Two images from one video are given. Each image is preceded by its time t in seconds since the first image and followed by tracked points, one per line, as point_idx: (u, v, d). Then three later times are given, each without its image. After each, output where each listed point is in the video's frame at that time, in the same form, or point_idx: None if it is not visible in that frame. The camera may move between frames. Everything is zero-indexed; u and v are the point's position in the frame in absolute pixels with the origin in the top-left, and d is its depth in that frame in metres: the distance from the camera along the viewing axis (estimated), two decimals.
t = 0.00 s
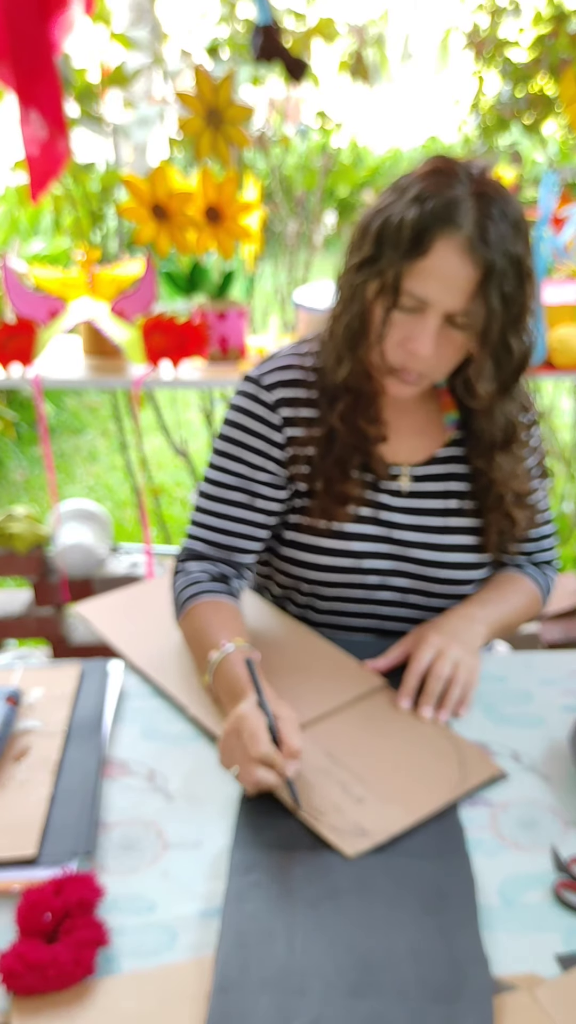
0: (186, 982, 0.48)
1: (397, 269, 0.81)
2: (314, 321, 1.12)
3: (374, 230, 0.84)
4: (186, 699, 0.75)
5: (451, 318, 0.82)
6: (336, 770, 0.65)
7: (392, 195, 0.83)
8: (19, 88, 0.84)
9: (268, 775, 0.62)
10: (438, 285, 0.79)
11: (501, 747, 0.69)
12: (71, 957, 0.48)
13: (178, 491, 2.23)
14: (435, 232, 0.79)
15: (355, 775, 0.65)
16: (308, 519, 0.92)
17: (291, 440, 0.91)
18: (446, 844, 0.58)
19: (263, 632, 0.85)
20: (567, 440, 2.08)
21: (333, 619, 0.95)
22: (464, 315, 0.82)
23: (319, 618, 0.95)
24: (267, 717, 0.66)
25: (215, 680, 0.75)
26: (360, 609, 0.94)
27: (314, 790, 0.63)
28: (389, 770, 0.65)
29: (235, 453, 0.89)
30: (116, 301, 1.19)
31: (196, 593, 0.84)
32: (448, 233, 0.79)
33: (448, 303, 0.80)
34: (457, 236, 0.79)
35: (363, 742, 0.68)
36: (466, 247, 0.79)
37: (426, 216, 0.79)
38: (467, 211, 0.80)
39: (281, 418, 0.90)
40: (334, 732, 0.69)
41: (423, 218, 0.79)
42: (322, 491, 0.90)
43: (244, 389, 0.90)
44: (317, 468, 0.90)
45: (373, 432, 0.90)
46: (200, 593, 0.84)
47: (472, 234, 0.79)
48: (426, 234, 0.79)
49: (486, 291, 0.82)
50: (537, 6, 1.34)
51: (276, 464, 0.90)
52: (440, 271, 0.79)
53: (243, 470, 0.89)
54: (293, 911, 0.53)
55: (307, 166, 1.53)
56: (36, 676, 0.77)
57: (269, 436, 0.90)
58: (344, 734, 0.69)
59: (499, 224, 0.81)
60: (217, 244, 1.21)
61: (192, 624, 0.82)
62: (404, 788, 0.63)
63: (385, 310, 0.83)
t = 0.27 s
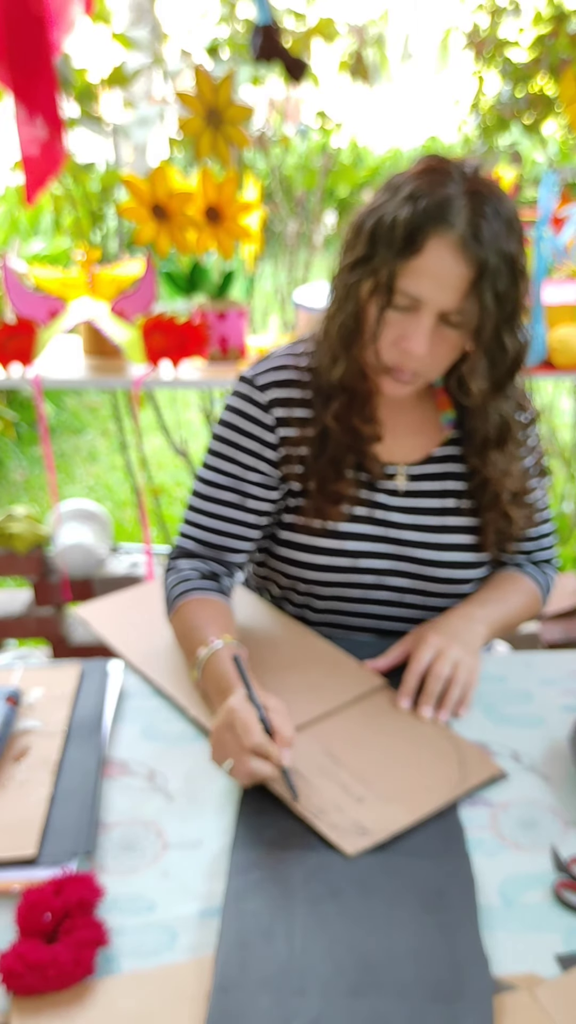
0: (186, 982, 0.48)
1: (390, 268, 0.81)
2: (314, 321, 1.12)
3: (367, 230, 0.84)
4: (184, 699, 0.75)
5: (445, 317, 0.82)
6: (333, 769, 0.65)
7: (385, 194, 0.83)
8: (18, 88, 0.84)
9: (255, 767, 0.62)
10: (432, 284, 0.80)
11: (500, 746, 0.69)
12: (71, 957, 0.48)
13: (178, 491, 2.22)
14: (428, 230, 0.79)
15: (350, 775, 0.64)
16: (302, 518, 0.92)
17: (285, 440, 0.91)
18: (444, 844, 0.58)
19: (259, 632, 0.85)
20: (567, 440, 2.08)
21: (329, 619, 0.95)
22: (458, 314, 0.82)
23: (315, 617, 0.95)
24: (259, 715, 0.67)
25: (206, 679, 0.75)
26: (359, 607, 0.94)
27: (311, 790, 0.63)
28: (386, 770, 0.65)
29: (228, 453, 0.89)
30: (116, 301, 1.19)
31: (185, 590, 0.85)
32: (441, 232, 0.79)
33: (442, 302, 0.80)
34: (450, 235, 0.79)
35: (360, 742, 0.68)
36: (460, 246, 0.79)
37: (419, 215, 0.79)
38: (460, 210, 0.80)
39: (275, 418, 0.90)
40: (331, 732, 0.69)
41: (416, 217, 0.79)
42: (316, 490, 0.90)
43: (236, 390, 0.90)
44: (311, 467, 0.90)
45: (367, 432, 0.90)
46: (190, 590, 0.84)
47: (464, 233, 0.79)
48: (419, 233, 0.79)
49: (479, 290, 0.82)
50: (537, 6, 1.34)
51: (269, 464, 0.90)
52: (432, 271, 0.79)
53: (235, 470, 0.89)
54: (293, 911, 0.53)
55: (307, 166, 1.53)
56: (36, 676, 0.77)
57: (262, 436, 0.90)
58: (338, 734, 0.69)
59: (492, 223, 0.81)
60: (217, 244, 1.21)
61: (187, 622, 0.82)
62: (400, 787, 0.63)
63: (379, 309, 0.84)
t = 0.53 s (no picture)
0: (186, 982, 0.48)
1: (384, 264, 0.81)
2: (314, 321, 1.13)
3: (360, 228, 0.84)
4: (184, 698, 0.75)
5: (439, 311, 0.82)
6: (334, 768, 0.65)
7: (376, 192, 0.84)
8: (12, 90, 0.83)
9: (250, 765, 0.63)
10: (425, 277, 0.80)
11: (501, 747, 0.69)
12: (71, 957, 0.48)
13: (178, 491, 2.23)
14: (420, 224, 0.79)
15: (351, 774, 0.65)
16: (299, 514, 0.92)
17: (282, 438, 0.91)
18: (443, 844, 0.58)
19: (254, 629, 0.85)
20: (567, 440, 2.08)
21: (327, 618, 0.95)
22: (452, 308, 0.82)
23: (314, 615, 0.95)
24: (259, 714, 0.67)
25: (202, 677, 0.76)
26: (355, 604, 0.94)
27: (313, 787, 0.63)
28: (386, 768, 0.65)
29: (226, 450, 0.89)
30: (116, 301, 1.18)
31: (184, 590, 0.85)
32: (434, 226, 0.79)
33: (436, 295, 0.80)
34: (443, 228, 0.79)
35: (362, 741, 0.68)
36: (453, 240, 0.79)
37: (411, 209, 0.79)
38: (452, 205, 0.80)
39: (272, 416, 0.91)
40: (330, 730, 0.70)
41: (408, 212, 0.79)
42: (314, 487, 0.90)
43: (234, 388, 0.91)
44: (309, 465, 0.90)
45: (364, 428, 0.90)
46: (189, 589, 0.84)
47: (457, 226, 0.80)
48: (411, 226, 0.79)
49: (474, 283, 0.82)
50: (537, 6, 1.34)
51: (267, 462, 0.91)
52: (427, 265, 0.79)
53: (233, 467, 0.89)
54: (293, 910, 0.53)
55: (307, 166, 1.53)
56: (36, 676, 0.77)
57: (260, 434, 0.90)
58: (338, 732, 0.69)
59: (484, 218, 0.82)
60: (217, 244, 1.21)
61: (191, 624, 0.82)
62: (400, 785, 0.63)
63: (373, 305, 0.83)
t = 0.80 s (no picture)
0: (186, 982, 0.48)
1: (380, 251, 0.81)
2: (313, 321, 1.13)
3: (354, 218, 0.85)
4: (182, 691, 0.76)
5: (436, 299, 0.81)
6: (334, 764, 0.65)
7: (369, 183, 0.84)
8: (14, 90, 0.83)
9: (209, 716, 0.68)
10: (421, 265, 0.79)
11: (501, 746, 0.70)
12: (71, 957, 0.48)
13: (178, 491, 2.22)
14: (414, 212, 0.79)
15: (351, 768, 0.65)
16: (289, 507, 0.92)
17: (270, 428, 0.93)
18: (443, 841, 0.58)
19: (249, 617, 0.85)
20: (567, 441, 2.07)
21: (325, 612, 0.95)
22: (449, 295, 0.82)
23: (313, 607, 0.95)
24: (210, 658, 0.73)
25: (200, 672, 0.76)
26: (351, 599, 0.94)
27: (312, 782, 0.63)
28: (387, 762, 0.65)
29: (211, 431, 0.93)
30: (116, 301, 1.18)
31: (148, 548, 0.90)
32: (428, 213, 0.79)
33: (433, 283, 0.80)
34: (437, 215, 0.79)
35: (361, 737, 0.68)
36: (448, 225, 0.79)
37: (405, 197, 0.80)
38: (445, 193, 0.80)
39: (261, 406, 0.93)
40: (330, 726, 0.69)
41: (402, 200, 0.80)
42: (302, 480, 0.91)
43: (226, 383, 0.93)
44: (300, 458, 0.91)
45: (358, 421, 0.91)
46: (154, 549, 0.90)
47: (450, 213, 0.80)
48: (406, 214, 0.79)
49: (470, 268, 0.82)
50: (537, 6, 1.34)
51: (251, 448, 0.93)
52: (422, 251, 0.79)
53: (217, 448, 0.93)
54: (293, 909, 0.53)
55: (307, 166, 1.53)
56: (36, 676, 0.77)
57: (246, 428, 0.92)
58: (337, 729, 0.69)
59: (478, 205, 0.82)
60: (217, 244, 1.21)
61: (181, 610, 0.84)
62: (400, 781, 0.63)
63: (370, 293, 0.83)
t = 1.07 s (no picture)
0: (185, 981, 0.48)
1: (369, 244, 0.82)
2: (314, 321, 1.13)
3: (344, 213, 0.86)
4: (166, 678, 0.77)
5: (426, 287, 0.83)
6: (328, 760, 0.65)
7: (358, 178, 0.85)
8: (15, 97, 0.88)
9: (256, 680, 0.73)
10: (410, 253, 0.81)
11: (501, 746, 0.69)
12: (71, 956, 0.48)
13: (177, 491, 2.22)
14: (402, 201, 0.81)
15: (344, 764, 0.64)
16: (276, 498, 0.94)
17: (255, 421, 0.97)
18: (443, 838, 0.58)
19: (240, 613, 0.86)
20: (567, 441, 2.07)
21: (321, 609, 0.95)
22: (438, 283, 0.83)
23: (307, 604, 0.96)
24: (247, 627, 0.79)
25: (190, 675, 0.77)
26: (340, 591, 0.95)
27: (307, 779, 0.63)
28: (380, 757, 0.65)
29: (201, 421, 0.98)
30: (116, 301, 1.20)
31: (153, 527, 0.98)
32: (415, 203, 0.81)
33: (422, 271, 0.82)
34: (423, 205, 0.81)
35: (355, 733, 0.68)
36: (436, 215, 0.81)
37: (392, 188, 0.81)
38: (432, 183, 0.82)
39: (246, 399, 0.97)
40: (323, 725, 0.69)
41: (389, 190, 0.81)
42: (285, 470, 0.93)
43: (213, 382, 0.99)
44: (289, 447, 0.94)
45: (345, 413, 0.93)
46: (158, 527, 0.97)
47: (437, 202, 0.81)
48: (393, 205, 0.81)
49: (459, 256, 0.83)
50: (537, 6, 1.34)
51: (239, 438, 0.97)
52: (410, 241, 0.81)
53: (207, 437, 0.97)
54: (294, 909, 0.52)
55: (307, 166, 1.53)
56: (36, 676, 0.77)
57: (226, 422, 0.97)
58: (330, 726, 0.69)
59: (464, 194, 0.83)
60: (217, 244, 1.21)
61: (188, 591, 0.88)
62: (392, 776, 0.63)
63: (361, 284, 0.85)
